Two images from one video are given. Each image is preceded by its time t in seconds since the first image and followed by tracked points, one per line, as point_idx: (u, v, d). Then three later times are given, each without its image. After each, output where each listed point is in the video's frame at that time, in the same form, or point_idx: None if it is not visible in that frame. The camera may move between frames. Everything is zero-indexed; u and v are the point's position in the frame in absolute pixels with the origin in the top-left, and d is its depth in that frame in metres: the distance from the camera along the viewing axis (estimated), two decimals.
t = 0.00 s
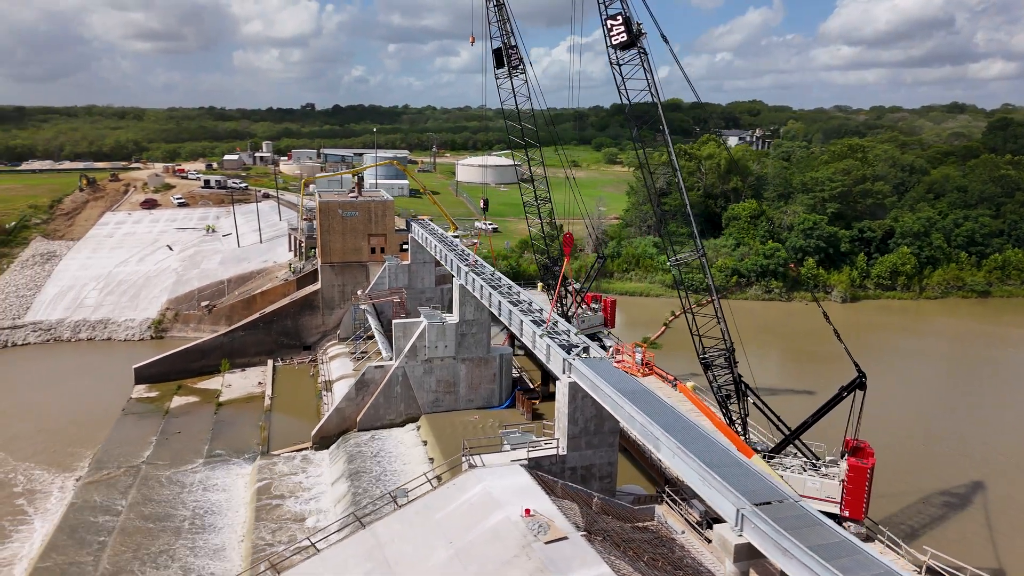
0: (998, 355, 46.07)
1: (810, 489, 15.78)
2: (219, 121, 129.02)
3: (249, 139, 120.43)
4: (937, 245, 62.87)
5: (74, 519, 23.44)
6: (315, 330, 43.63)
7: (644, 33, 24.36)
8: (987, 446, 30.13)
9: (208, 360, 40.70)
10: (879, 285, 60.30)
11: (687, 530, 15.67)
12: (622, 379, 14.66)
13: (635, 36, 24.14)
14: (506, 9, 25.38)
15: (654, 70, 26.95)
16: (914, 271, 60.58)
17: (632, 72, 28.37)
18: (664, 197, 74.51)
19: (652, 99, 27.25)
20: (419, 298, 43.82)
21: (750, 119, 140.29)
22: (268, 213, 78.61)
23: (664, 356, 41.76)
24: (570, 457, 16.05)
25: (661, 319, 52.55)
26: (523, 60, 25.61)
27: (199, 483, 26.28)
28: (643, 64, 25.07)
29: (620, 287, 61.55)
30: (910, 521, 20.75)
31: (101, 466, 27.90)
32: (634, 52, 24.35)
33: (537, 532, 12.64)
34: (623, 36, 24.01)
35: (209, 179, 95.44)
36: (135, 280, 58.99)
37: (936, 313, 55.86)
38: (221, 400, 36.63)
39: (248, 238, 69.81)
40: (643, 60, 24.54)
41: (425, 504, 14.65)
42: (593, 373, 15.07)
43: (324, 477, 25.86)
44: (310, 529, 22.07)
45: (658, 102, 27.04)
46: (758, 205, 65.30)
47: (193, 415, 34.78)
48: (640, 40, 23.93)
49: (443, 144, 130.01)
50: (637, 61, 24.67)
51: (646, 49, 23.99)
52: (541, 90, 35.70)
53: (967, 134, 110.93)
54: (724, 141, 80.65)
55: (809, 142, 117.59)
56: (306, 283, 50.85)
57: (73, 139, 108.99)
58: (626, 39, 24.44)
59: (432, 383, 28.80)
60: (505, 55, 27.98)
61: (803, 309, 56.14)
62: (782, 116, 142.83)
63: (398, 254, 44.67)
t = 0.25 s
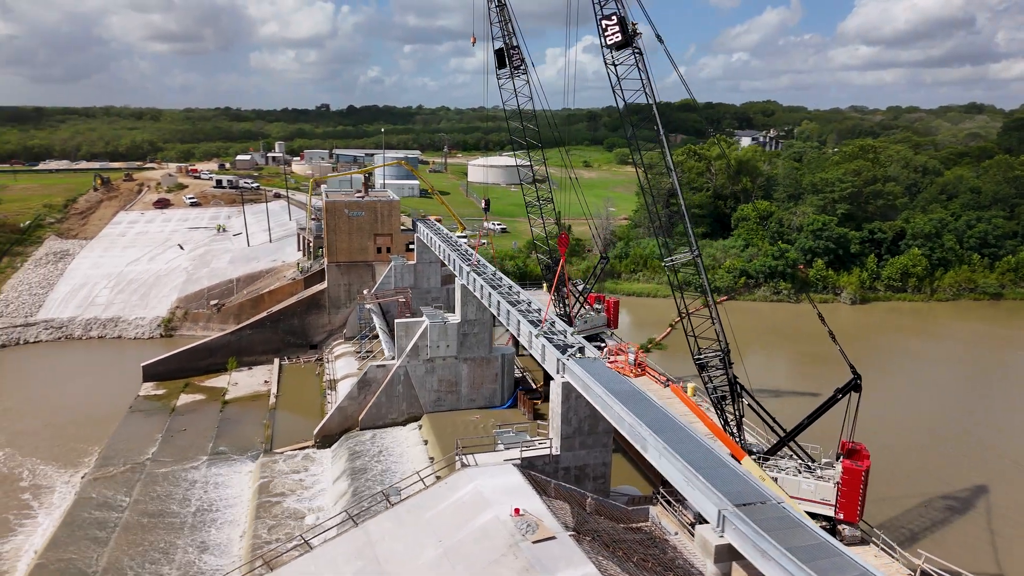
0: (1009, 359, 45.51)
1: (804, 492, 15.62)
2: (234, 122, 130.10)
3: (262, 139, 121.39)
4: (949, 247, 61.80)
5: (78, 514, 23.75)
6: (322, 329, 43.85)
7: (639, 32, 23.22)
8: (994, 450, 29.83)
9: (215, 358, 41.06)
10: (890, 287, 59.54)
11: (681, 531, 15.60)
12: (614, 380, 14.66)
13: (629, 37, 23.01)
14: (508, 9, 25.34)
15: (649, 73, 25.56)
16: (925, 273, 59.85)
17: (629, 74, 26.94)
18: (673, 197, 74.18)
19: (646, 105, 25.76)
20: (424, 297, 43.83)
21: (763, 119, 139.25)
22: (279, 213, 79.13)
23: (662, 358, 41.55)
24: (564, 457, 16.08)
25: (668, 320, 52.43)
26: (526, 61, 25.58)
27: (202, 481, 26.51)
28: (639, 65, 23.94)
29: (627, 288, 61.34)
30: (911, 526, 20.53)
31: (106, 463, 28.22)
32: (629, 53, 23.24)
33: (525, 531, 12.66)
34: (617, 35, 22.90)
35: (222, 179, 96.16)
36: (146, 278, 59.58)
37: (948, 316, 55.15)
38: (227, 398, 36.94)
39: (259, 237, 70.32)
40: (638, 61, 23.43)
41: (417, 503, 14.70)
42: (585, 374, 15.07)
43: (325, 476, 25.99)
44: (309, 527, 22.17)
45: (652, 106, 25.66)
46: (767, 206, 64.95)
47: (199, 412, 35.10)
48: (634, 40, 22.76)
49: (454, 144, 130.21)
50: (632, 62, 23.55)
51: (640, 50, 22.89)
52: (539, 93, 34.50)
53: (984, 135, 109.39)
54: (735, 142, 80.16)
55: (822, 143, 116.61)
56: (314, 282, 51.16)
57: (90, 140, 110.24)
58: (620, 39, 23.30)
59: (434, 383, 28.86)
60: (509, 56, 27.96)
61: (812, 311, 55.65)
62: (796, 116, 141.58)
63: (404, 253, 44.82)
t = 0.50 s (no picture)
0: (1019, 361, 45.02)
1: (799, 494, 15.54)
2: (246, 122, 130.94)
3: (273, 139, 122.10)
4: (959, 248, 61.22)
5: (82, 510, 23.99)
6: (327, 328, 44.05)
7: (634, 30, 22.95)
8: (1000, 454, 29.63)
9: (222, 357, 41.37)
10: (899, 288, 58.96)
11: (675, 532, 15.55)
12: (607, 380, 14.67)
13: (625, 37, 22.76)
14: (509, 10, 25.45)
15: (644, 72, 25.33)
16: (935, 275, 59.20)
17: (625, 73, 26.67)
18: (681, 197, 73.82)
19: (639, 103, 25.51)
20: (429, 297, 43.86)
21: (774, 120, 138.49)
22: (289, 213, 79.55)
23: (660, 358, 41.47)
24: (558, 457, 16.11)
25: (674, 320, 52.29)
26: (527, 61, 25.66)
27: (204, 478, 26.70)
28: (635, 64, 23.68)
29: (634, 288, 61.16)
30: (913, 529, 20.38)
31: (111, 459, 28.48)
32: (625, 53, 22.98)
33: (515, 530, 12.68)
34: (612, 35, 22.68)
35: (232, 179, 96.75)
36: (156, 277, 60.05)
37: (958, 318, 54.62)
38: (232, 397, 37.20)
39: (267, 236, 70.72)
40: (634, 60, 23.18)
41: (410, 501, 14.74)
42: (579, 373, 15.08)
43: (327, 474, 26.10)
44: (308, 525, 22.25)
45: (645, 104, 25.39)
46: (775, 206, 64.63)
47: (204, 410, 35.36)
48: (630, 40, 22.54)
49: (464, 144, 130.35)
50: (628, 62, 23.30)
51: (635, 49, 22.65)
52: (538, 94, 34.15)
53: (999, 135, 108.01)
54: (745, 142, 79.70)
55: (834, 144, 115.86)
56: (321, 282, 51.39)
57: (104, 140, 111.29)
58: (615, 39, 23.03)
59: (435, 382, 28.93)
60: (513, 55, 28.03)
61: (820, 313, 55.28)
62: (808, 116, 140.69)
63: (410, 253, 44.94)
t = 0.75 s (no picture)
0: None
1: (794, 496, 15.43)
2: (260, 123, 131.99)
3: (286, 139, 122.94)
4: (971, 250, 60.47)
5: (86, 505, 24.26)
6: (333, 327, 44.27)
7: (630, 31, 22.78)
8: (1008, 457, 29.37)
9: (229, 355, 41.71)
10: (911, 290, 58.34)
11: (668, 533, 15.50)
12: (598, 379, 14.69)
13: (620, 37, 22.58)
14: (512, 11, 25.51)
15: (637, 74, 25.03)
16: (947, 276, 58.48)
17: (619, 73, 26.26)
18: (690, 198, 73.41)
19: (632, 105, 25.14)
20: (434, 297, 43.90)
21: (787, 121, 137.53)
22: (299, 212, 79.98)
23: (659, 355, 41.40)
24: (552, 457, 16.13)
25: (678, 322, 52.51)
26: (529, 61, 25.69)
27: (207, 475, 26.91)
28: (631, 65, 23.49)
29: (642, 289, 60.96)
30: (913, 533, 20.24)
31: (116, 456, 28.77)
32: (620, 54, 22.83)
33: (503, 529, 12.69)
34: (607, 36, 22.57)
35: (244, 179, 97.43)
36: (167, 276, 60.60)
37: (971, 320, 53.97)
38: (238, 394, 37.49)
39: (277, 236, 71.12)
40: (630, 61, 23.01)
41: (403, 499, 14.79)
42: (571, 373, 15.12)
43: (328, 472, 26.24)
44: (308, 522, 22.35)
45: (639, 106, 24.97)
46: (785, 207, 64.19)
47: (210, 408, 35.68)
48: (625, 40, 22.41)
49: (475, 144, 130.53)
50: (623, 63, 23.14)
51: (631, 50, 22.49)
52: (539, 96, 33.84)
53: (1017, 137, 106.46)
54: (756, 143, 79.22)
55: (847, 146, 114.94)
56: (328, 281, 51.67)
57: (121, 140, 112.56)
58: (611, 39, 22.88)
59: (437, 382, 29.03)
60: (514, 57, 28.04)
61: (829, 314, 54.90)
62: (821, 117, 139.59)
63: (416, 253, 45.06)
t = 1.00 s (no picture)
0: None
1: (789, 498, 15.32)
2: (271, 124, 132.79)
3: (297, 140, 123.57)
4: (982, 251, 59.81)
5: (89, 502, 24.50)
6: (339, 327, 44.51)
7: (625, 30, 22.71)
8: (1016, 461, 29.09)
9: (235, 353, 41.99)
10: (920, 292, 57.82)
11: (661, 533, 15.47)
12: (591, 379, 14.69)
13: (615, 36, 22.50)
14: (513, 11, 25.57)
15: (631, 74, 24.93)
16: (957, 278, 57.89)
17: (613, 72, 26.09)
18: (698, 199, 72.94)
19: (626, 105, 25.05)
20: (440, 297, 43.97)
21: (800, 121, 136.62)
22: (308, 212, 80.37)
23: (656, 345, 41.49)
24: (546, 457, 16.17)
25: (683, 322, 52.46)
26: (530, 62, 25.73)
27: (210, 472, 27.09)
28: (627, 65, 23.43)
29: (648, 289, 60.73)
30: (915, 535, 20.10)
31: (121, 453, 29.02)
32: (616, 53, 22.76)
33: (493, 528, 12.72)
34: (602, 36, 22.53)
35: (254, 179, 98.01)
36: (176, 275, 61.11)
37: (981, 322, 53.43)
38: (243, 393, 37.74)
39: (285, 236, 71.45)
40: (626, 61, 22.95)
41: (396, 498, 14.85)
42: (564, 373, 15.14)
43: (330, 470, 26.36)
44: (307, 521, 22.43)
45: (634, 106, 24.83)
46: (793, 208, 63.77)
47: (215, 406, 35.92)
48: (620, 40, 22.32)
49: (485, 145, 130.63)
50: (619, 63, 23.08)
51: (627, 49, 22.41)
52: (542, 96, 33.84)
53: None
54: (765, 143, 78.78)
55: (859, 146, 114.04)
56: (335, 281, 51.90)
57: (134, 140, 113.57)
58: (605, 39, 22.83)
59: (439, 382, 29.12)
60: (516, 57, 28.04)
61: (837, 315, 54.59)
62: (834, 117, 138.49)
63: (421, 253, 45.19)
